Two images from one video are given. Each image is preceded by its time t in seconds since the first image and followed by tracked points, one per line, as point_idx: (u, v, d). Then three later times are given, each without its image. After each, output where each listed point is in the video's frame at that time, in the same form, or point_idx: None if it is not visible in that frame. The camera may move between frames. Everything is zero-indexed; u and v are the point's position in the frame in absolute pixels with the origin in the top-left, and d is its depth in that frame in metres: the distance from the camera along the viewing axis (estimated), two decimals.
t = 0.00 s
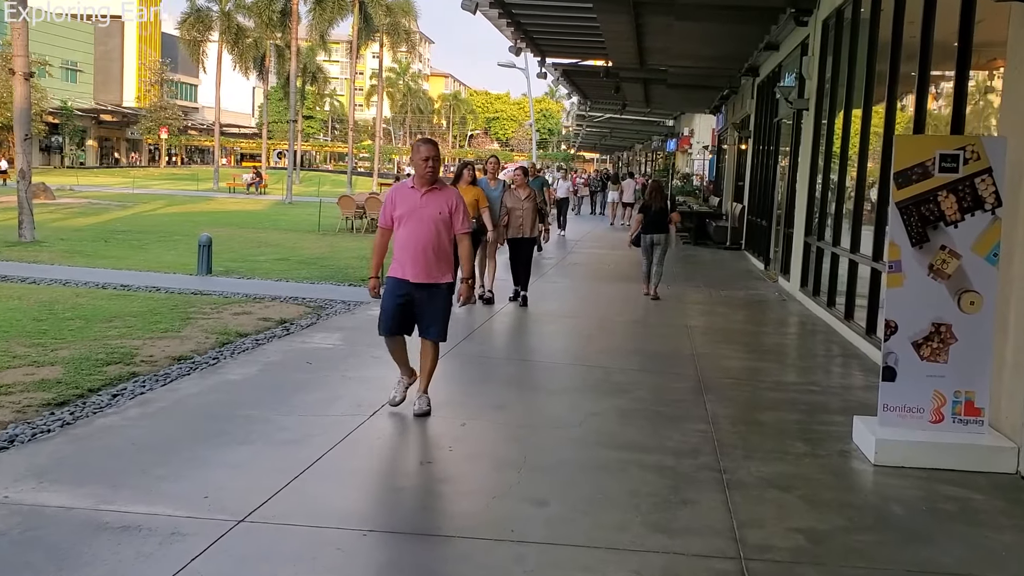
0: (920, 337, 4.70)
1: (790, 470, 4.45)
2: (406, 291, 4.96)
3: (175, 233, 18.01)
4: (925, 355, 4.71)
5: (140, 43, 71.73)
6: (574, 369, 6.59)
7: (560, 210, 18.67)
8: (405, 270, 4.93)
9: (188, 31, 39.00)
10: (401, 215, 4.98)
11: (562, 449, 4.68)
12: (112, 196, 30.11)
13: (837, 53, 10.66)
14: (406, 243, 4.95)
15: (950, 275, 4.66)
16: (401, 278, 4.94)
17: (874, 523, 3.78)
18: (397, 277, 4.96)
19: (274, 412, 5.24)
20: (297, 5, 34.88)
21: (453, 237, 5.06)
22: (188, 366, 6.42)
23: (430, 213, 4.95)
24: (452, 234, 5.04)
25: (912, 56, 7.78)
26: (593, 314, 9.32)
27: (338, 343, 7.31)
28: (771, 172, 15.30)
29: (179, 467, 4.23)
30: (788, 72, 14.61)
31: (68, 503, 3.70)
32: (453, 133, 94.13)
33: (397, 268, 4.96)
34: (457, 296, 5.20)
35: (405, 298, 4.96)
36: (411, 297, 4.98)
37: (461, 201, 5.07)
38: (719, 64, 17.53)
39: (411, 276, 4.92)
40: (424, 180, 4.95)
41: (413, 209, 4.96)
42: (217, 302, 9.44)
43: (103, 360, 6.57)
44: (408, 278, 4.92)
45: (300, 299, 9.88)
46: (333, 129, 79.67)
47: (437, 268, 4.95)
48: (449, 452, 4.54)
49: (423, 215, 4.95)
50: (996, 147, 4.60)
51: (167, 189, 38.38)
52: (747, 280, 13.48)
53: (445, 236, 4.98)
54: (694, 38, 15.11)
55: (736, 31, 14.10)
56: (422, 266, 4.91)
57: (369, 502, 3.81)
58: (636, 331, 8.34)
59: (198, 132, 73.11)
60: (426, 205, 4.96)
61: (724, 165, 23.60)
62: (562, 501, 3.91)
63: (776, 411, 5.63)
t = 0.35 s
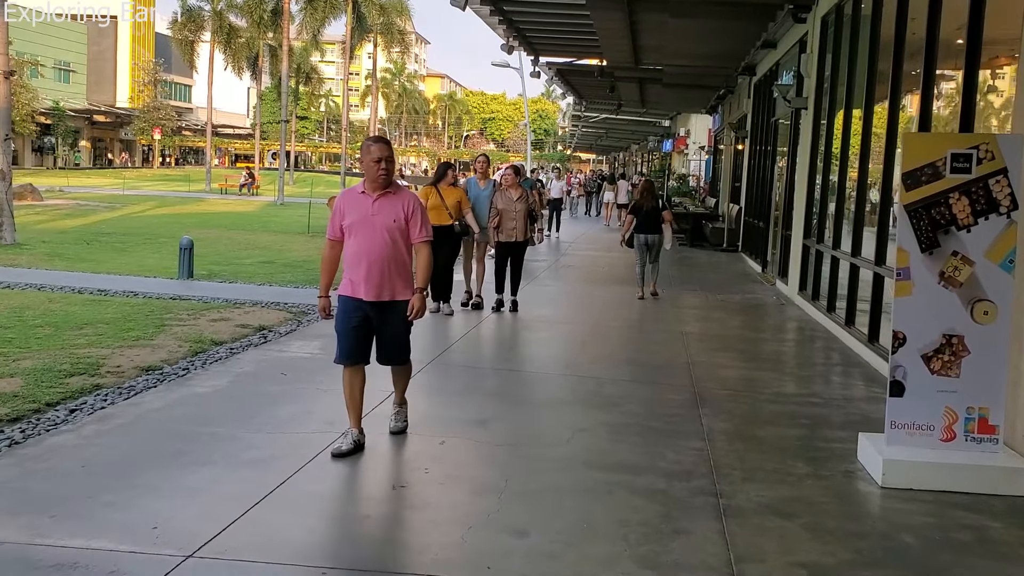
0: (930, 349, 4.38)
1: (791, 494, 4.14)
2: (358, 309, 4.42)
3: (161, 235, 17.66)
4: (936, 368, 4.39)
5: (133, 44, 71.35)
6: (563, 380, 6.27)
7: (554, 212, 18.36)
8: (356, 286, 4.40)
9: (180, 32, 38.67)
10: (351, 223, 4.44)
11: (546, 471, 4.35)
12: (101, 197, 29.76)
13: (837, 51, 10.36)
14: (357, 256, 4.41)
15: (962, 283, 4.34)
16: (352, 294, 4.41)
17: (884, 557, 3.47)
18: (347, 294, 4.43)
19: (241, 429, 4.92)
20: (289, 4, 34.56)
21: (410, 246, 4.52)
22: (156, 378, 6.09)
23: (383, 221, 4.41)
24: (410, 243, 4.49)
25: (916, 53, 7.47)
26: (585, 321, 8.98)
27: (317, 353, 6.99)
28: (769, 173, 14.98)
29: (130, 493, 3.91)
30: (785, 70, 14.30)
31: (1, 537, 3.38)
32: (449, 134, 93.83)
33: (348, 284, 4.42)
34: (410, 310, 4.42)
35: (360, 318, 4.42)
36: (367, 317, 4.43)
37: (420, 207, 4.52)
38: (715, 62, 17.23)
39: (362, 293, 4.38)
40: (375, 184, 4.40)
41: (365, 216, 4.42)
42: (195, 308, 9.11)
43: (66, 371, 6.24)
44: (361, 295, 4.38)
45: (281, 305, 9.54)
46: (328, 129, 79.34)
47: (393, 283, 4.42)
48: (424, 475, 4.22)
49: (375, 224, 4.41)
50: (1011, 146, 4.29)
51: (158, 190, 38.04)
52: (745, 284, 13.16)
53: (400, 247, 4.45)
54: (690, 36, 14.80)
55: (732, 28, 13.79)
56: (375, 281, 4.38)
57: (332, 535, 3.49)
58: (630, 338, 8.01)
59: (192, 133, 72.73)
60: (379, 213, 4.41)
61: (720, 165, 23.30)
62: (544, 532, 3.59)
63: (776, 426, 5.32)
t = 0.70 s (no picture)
0: (936, 363, 4.06)
1: (787, 522, 3.82)
2: (295, 330, 3.84)
3: (147, 236, 17.32)
4: (942, 384, 4.07)
5: (128, 44, 70.94)
6: (546, 391, 5.95)
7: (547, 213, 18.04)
8: (292, 303, 3.83)
9: (173, 31, 38.34)
10: (284, 229, 3.86)
11: (522, 495, 4.03)
12: (90, 198, 29.40)
13: (835, 47, 10.03)
14: (293, 268, 3.83)
15: (971, 292, 4.02)
16: (288, 313, 3.83)
17: None
18: (283, 312, 3.85)
19: (197, 448, 4.59)
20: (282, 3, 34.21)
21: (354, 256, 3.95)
22: (115, 391, 5.76)
23: (322, 227, 3.84)
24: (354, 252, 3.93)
25: (918, 48, 7.15)
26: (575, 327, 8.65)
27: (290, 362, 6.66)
28: (767, 174, 14.65)
29: (64, 523, 3.58)
30: (782, 68, 13.97)
31: None
32: (446, 134, 93.55)
33: (283, 301, 3.85)
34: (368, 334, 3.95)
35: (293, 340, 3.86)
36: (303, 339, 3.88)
37: (365, 210, 3.95)
38: (711, 61, 16.90)
39: (298, 311, 3.81)
40: (312, 184, 3.83)
41: (300, 221, 3.84)
42: (169, 314, 8.77)
43: (21, 383, 5.90)
44: (296, 314, 3.82)
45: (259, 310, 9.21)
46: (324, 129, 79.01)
47: (334, 299, 3.84)
48: (388, 502, 3.91)
49: (313, 230, 3.83)
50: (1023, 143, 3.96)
51: (151, 191, 37.72)
52: (742, 287, 12.83)
53: (342, 258, 3.87)
54: (685, 33, 14.47)
55: (728, 25, 13.46)
56: (314, 298, 3.81)
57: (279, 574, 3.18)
58: (621, 345, 7.70)
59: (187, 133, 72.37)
60: (316, 218, 3.84)
61: (717, 165, 22.98)
62: (513, 568, 3.27)
63: (771, 443, 5.00)
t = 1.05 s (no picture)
0: (958, 374, 3.73)
1: (796, 548, 3.50)
2: (229, 346, 3.32)
3: (135, 237, 16.98)
4: (964, 397, 3.74)
5: (124, 42, 70.48)
6: (537, 400, 5.63)
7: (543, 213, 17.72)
8: (225, 316, 3.31)
9: (166, 30, 37.97)
10: (220, 228, 3.35)
11: (508, 518, 3.70)
12: (82, 198, 29.01)
13: (839, 40, 9.70)
14: (228, 274, 3.32)
15: (995, 297, 3.69)
16: (222, 327, 3.32)
17: None
18: (216, 326, 3.33)
19: (159, 464, 4.27)
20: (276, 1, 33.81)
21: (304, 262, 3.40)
22: (81, 400, 5.43)
23: (262, 227, 3.30)
24: (304, 257, 3.39)
25: (928, 41, 6.81)
26: (570, 331, 8.32)
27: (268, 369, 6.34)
28: (767, 172, 14.32)
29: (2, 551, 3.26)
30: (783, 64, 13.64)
31: None
32: (444, 134, 93.21)
33: (217, 311, 3.34)
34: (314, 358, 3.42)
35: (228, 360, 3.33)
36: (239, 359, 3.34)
37: (319, 208, 3.39)
38: (710, 57, 16.56)
39: (231, 325, 3.29)
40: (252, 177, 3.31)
41: (238, 220, 3.32)
42: (147, 318, 8.44)
43: None
44: (229, 329, 3.30)
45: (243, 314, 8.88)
46: (321, 129, 78.65)
47: (275, 312, 3.32)
48: (363, 525, 3.61)
49: (251, 232, 3.30)
50: None
51: (144, 191, 37.35)
52: (742, 288, 12.50)
53: (287, 264, 3.34)
54: (684, 28, 14.14)
55: (727, 19, 13.14)
56: (251, 310, 3.29)
57: None
58: (618, 350, 7.37)
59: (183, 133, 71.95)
60: (257, 216, 3.31)
61: (716, 164, 22.67)
62: None
63: (777, 456, 4.68)
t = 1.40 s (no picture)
0: (987, 399, 3.41)
1: None
2: (125, 393, 2.74)
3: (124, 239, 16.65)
4: (993, 423, 3.42)
5: (119, 43, 70.10)
6: (530, 418, 5.32)
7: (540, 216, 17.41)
8: (121, 358, 2.76)
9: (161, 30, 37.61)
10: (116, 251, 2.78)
11: (496, 557, 3.37)
12: (74, 199, 28.65)
13: (845, 39, 9.38)
14: (124, 307, 2.76)
15: None
16: (118, 371, 2.75)
17: None
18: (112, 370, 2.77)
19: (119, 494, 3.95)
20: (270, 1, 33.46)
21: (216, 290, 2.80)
22: (45, 418, 5.12)
23: (160, 249, 2.71)
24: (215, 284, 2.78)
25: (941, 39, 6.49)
26: (568, 341, 8.00)
27: (247, 383, 6.02)
28: (768, 175, 14.02)
29: None
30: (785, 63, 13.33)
31: None
32: (441, 135, 92.84)
33: (114, 353, 2.78)
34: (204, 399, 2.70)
35: (128, 415, 2.74)
36: (140, 415, 2.75)
37: (233, 222, 2.76)
38: (710, 57, 16.23)
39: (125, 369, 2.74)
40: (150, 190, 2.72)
41: (133, 241, 2.73)
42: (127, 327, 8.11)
43: None
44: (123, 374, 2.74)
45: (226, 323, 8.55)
46: (318, 130, 78.27)
47: (181, 352, 2.75)
48: (335, 567, 3.28)
49: (148, 255, 2.72)
50: None
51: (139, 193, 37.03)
52: (743, 294, 12.19)
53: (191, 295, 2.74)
54: (684, 27, 13.81)
55: (728, 18, 12.83)
56: (149, 352, 2.72)
57: None
58: (615, 363, 7.05)
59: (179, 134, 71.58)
60: (156, 236, 2.71)
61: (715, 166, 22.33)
62: None
63: (786, 482, 4.37)
